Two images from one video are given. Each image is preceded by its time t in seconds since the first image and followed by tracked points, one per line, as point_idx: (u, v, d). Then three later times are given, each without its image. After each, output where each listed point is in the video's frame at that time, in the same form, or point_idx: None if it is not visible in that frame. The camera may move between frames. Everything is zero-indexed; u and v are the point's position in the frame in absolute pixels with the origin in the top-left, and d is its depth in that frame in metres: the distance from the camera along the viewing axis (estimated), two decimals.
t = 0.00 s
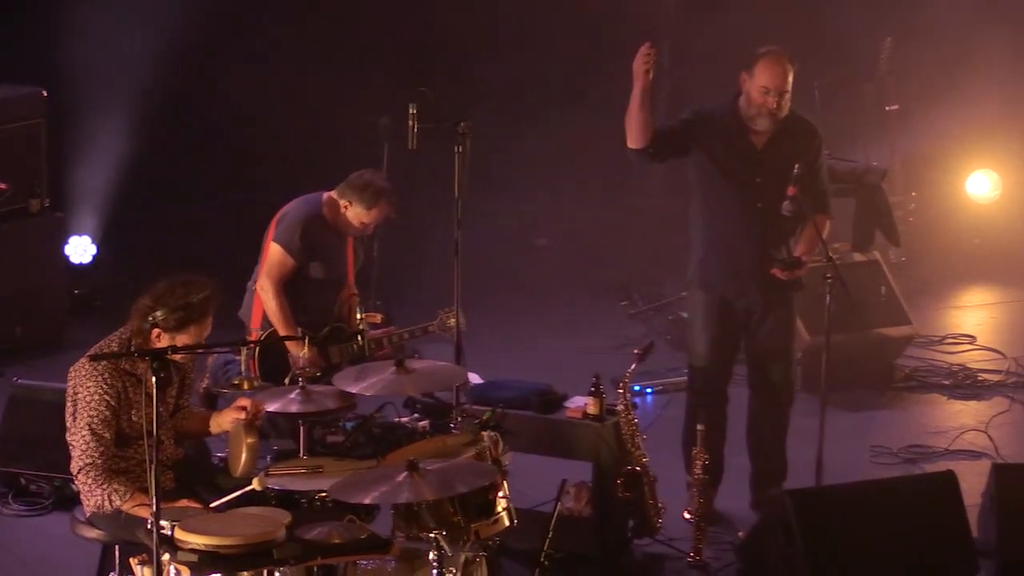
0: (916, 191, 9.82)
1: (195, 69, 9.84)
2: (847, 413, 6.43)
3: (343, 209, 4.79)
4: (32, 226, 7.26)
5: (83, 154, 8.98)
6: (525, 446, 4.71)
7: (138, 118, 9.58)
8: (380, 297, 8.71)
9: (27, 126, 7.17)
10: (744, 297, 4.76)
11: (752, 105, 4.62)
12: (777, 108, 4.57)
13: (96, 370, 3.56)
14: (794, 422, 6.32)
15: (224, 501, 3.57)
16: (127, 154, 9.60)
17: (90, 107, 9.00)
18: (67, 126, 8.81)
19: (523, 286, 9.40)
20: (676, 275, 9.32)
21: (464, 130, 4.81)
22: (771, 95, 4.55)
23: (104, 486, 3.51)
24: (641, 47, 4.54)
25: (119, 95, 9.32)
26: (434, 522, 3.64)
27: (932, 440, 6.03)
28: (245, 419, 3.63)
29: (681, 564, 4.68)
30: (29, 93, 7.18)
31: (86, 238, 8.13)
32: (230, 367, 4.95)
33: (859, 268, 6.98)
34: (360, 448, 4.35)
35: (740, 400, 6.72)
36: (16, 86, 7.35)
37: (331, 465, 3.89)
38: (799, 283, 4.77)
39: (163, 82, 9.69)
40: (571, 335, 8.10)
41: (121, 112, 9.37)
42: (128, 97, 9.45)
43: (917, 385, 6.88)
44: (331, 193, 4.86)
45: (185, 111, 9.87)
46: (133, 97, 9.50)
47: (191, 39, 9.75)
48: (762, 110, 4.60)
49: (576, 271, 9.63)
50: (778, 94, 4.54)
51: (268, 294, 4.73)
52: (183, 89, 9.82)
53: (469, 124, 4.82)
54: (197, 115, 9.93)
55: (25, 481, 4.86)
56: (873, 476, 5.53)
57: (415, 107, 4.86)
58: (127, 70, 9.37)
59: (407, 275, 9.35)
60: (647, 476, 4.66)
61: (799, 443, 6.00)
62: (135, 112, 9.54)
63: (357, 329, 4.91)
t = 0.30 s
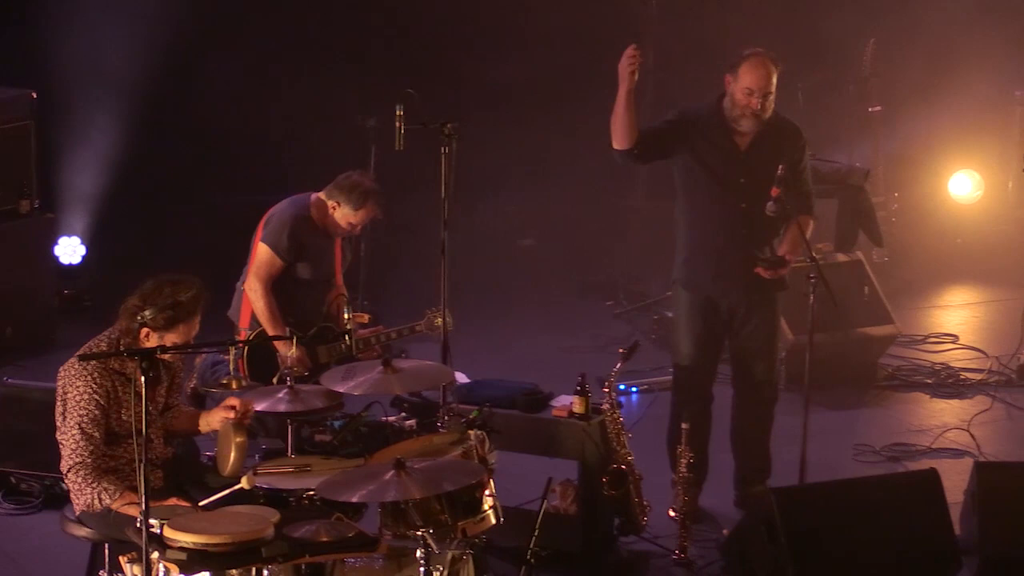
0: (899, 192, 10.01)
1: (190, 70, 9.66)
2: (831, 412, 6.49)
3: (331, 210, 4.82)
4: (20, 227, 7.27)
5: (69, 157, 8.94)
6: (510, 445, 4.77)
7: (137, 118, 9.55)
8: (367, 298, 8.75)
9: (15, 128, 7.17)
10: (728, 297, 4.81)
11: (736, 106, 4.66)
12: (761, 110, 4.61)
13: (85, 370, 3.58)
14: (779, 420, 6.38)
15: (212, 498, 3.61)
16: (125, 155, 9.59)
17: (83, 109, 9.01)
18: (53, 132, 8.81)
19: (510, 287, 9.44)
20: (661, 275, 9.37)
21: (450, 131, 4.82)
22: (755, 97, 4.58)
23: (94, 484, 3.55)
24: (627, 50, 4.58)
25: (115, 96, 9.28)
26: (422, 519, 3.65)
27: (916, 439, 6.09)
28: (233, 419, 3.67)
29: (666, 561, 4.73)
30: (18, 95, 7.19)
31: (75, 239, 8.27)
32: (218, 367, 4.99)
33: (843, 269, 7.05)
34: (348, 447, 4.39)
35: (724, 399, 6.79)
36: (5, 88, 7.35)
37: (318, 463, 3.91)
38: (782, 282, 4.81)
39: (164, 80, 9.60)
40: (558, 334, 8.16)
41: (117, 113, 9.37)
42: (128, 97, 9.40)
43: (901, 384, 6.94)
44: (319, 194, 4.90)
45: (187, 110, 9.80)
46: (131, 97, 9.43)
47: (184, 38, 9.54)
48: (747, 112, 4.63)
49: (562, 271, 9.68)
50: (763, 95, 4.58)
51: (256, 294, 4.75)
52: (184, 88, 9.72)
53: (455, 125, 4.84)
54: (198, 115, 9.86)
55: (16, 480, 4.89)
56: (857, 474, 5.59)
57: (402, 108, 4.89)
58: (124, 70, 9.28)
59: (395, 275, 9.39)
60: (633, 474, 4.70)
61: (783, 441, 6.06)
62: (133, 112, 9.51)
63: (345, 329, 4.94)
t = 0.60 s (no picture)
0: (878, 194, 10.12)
1: (184, 69, 9.47)
2: (811, 411, 6.57)
3: (317, 212, 4.86)
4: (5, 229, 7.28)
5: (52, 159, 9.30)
6: (494, 445, 4.80)
7: (130, 119, 9.49)
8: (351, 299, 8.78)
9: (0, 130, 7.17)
10: (709, 297, 4.87)
11: (718, 108, 4.71)
12: (743, 112, 4.66)
13: (73, 370, 3.63)
14: (760, 419, 6.45)
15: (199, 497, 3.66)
16: (125, 153, 9.55)
17: (70, 109, 9.26)
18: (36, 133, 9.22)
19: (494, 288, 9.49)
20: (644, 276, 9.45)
21: (434, 134, 4.91)
22: (736, 99, 4.63)
23: (82, 483, 3.58)
24: (609, 53, 4.63)
25: (111, 95, 9.37)
26: (406, 517, 3.68)
27: (894, 437, 6.16)
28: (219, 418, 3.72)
29: (648, 559, 4.78)
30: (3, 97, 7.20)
31: (62, 241, 8.62)
32: (204, 367, 5.07)
33: (824, 269, 7.13)
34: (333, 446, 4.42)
35: (705, 399, 6.86)
36: None
37: (304, 463, 3.94)
38: (762, 283, 4.87)
39: (158, 81, 9.46)
40: (542, 334, 8.22)
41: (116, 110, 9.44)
42: (118, 97, 9.39)
43: (880, 384, 7.04)
44: (304, 196, 4.95)
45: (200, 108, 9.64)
46: (130, 95, 9.42)
47: (178, 40, 9.37)
48: (728, 114, 4.68)
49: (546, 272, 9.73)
50: (744, 98, 4.63)
51: (241, 295, 4.80)
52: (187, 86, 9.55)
53: (439, 128, 4.91)
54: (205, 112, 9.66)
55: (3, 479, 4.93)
56: (837, 472, 5.66)
57: (386, 111, 4.98)
58: (123, 69, 9.32)
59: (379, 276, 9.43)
60: (615, 473, 4.74)
61: (764, 440, 6.13)
62: (131, 110, 9.48)
63: (329, 330, 5.00)
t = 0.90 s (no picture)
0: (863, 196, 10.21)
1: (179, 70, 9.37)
2: (797, 411, 6.65)
3: (306, 214, 4.89)
4: None
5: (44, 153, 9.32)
6: (482, 444, 4.86)
7: (125, 119, 9.45)
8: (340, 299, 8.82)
9: None
10: (696, 297, 4.92)
11: (704, 109, 4.78)
12: (728, 113, 4.73)
13: (64, 370, 3.67)
14: (746, 419, 6.51)
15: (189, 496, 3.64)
16: (120, 153, 9.53)
17: (62, 106, 9.24)
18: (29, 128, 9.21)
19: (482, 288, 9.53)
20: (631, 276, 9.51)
21: (422, 135, 4.95)
22: (721, 100, 4.69)
23: (74, 483, 3.61)
24: (596, 55, 4.67)
25: (105, 95, 9.33)
26: (395, 516, 3.76)
27: (879, 436, 6.23)
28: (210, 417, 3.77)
29: (635, 557, 4.83)
30: None
31: (54, 242, 9.36)
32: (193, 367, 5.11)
33: (810, 270, 7.21)
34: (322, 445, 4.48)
35: (692, 398, 6.92)
36: None
37: (293, 462, 3.98)
38: (748, 282, 4.92)
39: (153, 82, 9.38)
40: (529, 334, 8.27)
41: (109, 110, 9.40)
42: (113, 97, 9.35)
43: (865, 384, 7.13)
44: (294, 197, 4.97)
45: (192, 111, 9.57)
46: (124, 95, 9.37)
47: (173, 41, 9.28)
48: (714, 115, 4.75)
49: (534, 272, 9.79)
50: (729, 99, 4.69)
51: (231, 295, 4.82)
52: (182, 89, 9.45)
53: (427, 129, 4.96)
54: (201, 115, 9.56)
55: None
56: (822, 471, 5.73)
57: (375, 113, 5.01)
58: (116, 68, 9.28)
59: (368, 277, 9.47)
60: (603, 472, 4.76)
61: (750, 439, 6.19)
62: (126, 110, 9.43)
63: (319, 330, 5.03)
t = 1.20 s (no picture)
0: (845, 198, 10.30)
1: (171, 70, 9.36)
2: (779, 411, 6.75)
3: (295, 215, 4.96)
4: None
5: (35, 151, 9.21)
6: (469, 442, 4.95)
7: (118, 120, 9.37)
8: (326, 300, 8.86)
9: None
10: (679, 298, 4.98)
11: (686, 112, 4.87)
12: (710, 115, 4.83)
13: (56, 371, 3.70)
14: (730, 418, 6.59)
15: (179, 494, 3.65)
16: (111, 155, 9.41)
17: (55, 105, 9.15)
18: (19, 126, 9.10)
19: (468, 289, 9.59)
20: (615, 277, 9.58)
21: (409, 138, 5.02)
22: (704, 103, 4.79)
23: (64, 482, 3.62)
24: (582, 58, 4.73)
25: (96, 94, 9.24)
26: (383, 515, 3.78)
27: (860, 435, 6.31)
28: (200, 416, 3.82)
29: (620, 554, 4.88)
30: None
31: (45, 244, 9.26)
32: (184, 367, 5.18)
33: (791, 272, 7.31)
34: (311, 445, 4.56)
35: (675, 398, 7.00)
36: None
37: (282, 461, 4.04)
38: (731, 283, 4.98)
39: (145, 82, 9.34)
40: (514, 335, 8.33)
41: (102, 111, 9.30)
42: (106, 98, 9.26)
43: (845, 383, 7.28)
44: (282, 199, 5.04)
45: (187, 113, 9.58)
46: (116, 95, 9.29)
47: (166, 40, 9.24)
48: (696, 117, 4.85)
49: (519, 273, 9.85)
50: (711, 102, 4.78)
51: (220, 296, 4.84)
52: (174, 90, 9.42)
53: (414, 132, 5.02)
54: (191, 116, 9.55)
55: None
56: (804, 469, 5.80)
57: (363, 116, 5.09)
58: (109, 68, 9.19)
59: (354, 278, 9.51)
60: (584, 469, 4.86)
61: (733, 439, 6.27)
62: (118, 110, 9.34)
63: (307, 331, 5.09)
